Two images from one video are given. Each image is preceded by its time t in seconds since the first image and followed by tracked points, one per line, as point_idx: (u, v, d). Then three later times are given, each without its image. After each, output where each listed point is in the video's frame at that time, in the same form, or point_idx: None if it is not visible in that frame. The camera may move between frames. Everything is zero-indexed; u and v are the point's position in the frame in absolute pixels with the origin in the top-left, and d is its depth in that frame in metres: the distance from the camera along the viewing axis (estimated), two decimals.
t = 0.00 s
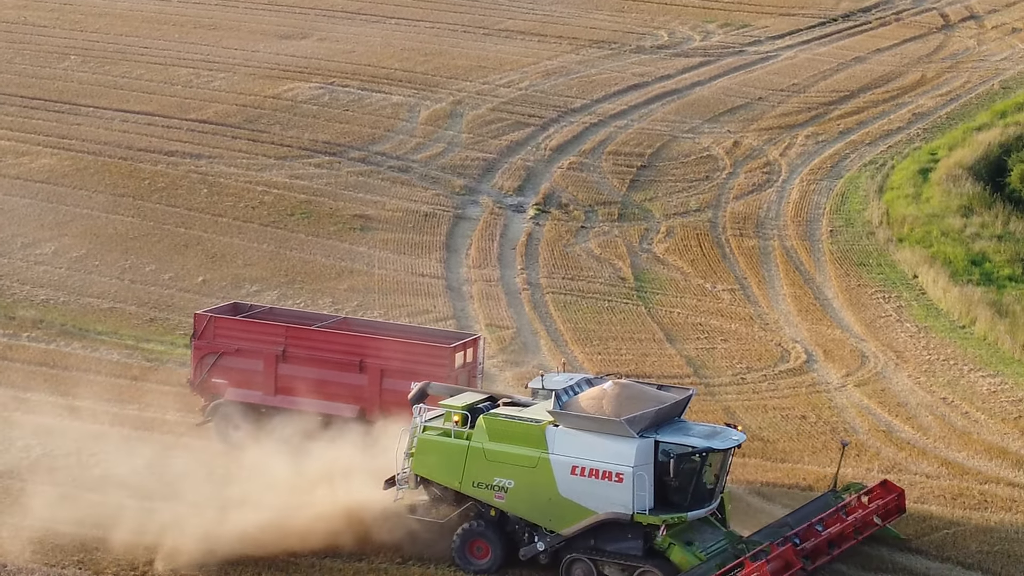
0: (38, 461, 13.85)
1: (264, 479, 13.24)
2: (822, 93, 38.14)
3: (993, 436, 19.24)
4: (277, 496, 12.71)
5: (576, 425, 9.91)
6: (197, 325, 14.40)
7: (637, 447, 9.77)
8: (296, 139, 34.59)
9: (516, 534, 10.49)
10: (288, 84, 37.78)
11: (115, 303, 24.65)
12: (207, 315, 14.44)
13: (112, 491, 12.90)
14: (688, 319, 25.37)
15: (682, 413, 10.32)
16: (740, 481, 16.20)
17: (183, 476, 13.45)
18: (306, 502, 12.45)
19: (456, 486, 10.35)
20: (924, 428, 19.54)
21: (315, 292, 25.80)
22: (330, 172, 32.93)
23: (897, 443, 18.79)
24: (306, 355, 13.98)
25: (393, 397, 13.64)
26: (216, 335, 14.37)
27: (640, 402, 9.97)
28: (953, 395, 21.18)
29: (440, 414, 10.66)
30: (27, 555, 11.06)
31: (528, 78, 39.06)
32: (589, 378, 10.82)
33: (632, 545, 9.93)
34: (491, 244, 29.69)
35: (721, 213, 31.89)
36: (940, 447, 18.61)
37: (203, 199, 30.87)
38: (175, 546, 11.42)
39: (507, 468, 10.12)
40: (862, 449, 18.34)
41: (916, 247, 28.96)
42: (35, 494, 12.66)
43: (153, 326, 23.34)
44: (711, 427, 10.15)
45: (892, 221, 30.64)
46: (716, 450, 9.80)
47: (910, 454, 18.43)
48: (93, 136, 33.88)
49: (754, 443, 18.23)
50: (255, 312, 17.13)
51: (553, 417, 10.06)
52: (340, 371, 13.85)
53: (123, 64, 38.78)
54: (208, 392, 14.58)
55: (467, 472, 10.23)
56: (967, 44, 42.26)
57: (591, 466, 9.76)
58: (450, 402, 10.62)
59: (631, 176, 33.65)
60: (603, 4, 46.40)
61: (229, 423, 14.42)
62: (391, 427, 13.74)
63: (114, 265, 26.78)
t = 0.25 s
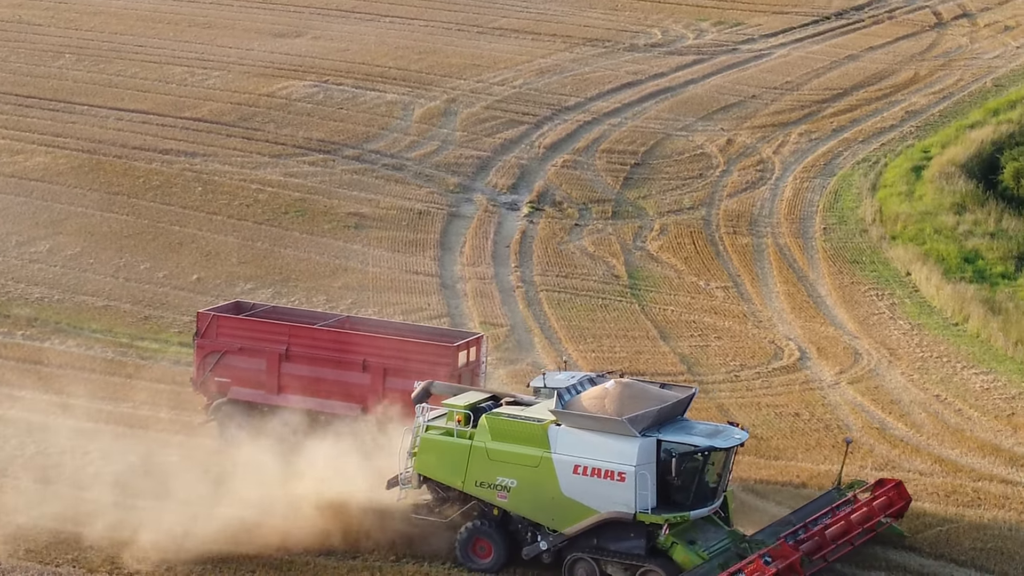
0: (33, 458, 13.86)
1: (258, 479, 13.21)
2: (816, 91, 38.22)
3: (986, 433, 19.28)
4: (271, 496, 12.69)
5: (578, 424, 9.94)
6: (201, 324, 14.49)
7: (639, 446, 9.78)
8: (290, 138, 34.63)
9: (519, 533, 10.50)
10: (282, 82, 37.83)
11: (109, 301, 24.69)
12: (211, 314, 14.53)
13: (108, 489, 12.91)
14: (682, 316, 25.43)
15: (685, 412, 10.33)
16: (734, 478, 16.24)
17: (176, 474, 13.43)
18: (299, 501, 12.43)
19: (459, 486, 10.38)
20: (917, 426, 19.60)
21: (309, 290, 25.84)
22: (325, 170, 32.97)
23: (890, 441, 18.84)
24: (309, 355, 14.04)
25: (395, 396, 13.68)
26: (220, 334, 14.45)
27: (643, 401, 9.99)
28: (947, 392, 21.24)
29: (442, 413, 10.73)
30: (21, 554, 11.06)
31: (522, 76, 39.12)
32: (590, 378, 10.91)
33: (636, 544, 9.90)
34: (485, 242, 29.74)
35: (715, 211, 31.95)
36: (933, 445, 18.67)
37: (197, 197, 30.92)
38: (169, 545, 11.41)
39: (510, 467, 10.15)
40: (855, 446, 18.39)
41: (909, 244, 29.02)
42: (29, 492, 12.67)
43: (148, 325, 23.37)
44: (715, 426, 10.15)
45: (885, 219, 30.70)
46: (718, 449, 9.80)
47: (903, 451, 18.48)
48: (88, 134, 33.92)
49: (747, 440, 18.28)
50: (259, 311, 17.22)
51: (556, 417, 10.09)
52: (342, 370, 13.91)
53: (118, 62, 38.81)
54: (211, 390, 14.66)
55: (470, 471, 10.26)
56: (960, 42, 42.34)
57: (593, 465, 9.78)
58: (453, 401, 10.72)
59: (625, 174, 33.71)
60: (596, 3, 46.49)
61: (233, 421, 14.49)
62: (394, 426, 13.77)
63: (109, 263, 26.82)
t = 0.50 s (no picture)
0: (27, 456, 13.88)
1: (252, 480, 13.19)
2: (808, 88, 38.28)
3: (978, 429, 19.34)
4: (265, 497, 12.66)
5: (581, 422, 10.01)
6: (203, 323, 14.35)
7: (642, 445, 9.83)
8: (283, 135, 34.66)
9: (522, 533, 10.57)
10: (275, 80, 37.86)
11: (103, 299, 24.72)
12: (212, 313, 14.39)
13: (101, 488, 12.91)
14: (675, 313, 25.48)
15: (688, 410, 10.42)
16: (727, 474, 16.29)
17: (170, 473, 13.43)
18: (293, 503, 12.51)
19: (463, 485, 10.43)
20: (910, 422, 19.67)
21: (302, 287, 25.89)
22: (318, 168, 33.01)
23: (882, 437, 18.90)
24: (312, 353, 13.91)
25: (399, 395, 13.57)
26: (222, 333, 14.31)
27: (645, 401, 10.09)
28: (939, 389, 21.31)
29: (446, 413, 10.77)
30: (14, 551, 11.07)
31: (515, 74, 39.16)
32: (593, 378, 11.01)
33: (638, 543, 9.96)
34: (478, 239, 29.78)
35: (707, 208, 32.01)
36: (926, 441, 18.73)
37: (191, 194, 30.96)
38: (162, 544, 11.43)
39: (513, 466, 10.20)
40: (847, 443, 18.44)
41: (901, 241, 29.08)
42: (22, 490, 12.68)
43: (141, 322, 23.40)
44: (718, 425, 10.25)
45: (877, 215, 30.77)
46: (721, 448, 9.88)
47: (895, 447, 18.52)
48: (81, 132, 33.94)
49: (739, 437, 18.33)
50: (262, 310, 17.29)
51: (558, 415, 10.15)
52: (345, 369, 13.79)
53: (111, 60, 38.82)
54: (212, 390, 14.50)
55: (473, 470, 10.31)
56: (951, 39, 42.42)
57: (597, 464, 9.82)
58: (456, 400, 10.72)
59: (618, 171, 33.76)
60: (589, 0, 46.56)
61: (235, 420, 14.38)
62: (398, 426, 13.65)
63: (102, 260, 26.84)
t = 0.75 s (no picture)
0: (21, 452, 13.89)
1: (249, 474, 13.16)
2: (801, 85, 38.34)
3: (971, 425, 19.39)
4: (262, 490, 12.61)
5: (583, 420, 10.02)
6: (205, 321, 14.58)
7: (645, 442, 9.85)
8: (277, 132, 34.69)
9: (525, 530, 10.58)
10: (269, 77, 37.89)
11: (96, 295, 24.75)
12: (215, 311, 14.65)
13: (95, 484, 12.92)
14: (668, 309, 25.54)
15: (691, 407, 10.42)
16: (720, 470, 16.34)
17: (163, 470, 13.40)
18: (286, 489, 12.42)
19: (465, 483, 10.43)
20: (902, 418, 19.73)
21: (296, 283, 25.93)
22: (312, 164, 33.05)
23: (875, 433, 18.94)
24: (314, 350, 14.20)
25: (400, 390, 13.86)
26: (224, 331, 14.56)
27: (647, 398, 10.10)
28: (931, 385, 21.37)
29: (448, 410, 10.80)
30: (7, 548, 11.07)
31: (508, 70, 39.22)
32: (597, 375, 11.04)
33: (640, 541, 9.98)
34: (471, 236, 29.82)
35: (700, 204, 32.07)
36: (918, 437, 18.78)
37: (184, 191, 31.00)
38: (155, 541, 11.41)
39: (516, 463, 10.21)
40: (840, 439, 18.50)
41: (894, 237, 29.12)
42: (16, 487, 12.68)
43: (135, 318, 23.42)
44: (720, 423, 10.27)
45: (870, 212, 30.84)
46: (724, 446, 9.90)
47: (888, 443, 18.56)
48: (75, 128, 33.96)
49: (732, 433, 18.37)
50: (265, 308, 17.41)
51: (561, 413, 10.19)
52: (347, 365, 14.08)
53: (106, 56, 38.85)
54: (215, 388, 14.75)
55: (475, 467, 10.31)
56: (944, 35, 42.49)
57: (599, 462, 9.83)
58: (459, 397, 10.70)
59: (611, 167, 33.81)
60: None
61: (238, 417, 14.63)
62: (399, 421, 13.94)
63: (96, 257, 26.87)
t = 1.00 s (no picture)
0: (12, 447, 13.88)
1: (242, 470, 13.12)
2: (792, 80, 38.39)
3: (962, 419, 19.44)
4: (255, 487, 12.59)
5: (585, 416, 9.99)
6: (207, 317, 14.40)
7: (646, 438, 9.82)
8: (270, 127, 34.70)
9: (527, 526, 10.59)
10: (261, 72, 37.91)
11: (89, 290, 24.76)
12: (217, 307, 14.45)
13: (87, 479, 12.90)
14: (659, 304, 25.60)
15: (694, 404, 10.37)
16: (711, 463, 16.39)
17: (157, 466, 13.40)
18: (278, 491, 12.44)
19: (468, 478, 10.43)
20: (893, 412, 19.78)
21: (288, 278, 25.96)
22: (304, 159, 33.07)
23: (866, 427, 18.99)
24: (317, 346, 14.03)
25: (404, 386, 13.71)
26: (226, 327, 14.37)
27: (650, 394, 10.02)
28: (922, 379, 21.44)
29: (451, 405, 10.78)
30: None
31: (500, 66, 39.27)
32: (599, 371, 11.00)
33: (643, 537, 9.98)
34: (463, 231, 29.85)
35: (692, 199, 32.12)
36: (909, 431, 18.84)
37: (177, 185, 31.02)
38: (147, 536, 11.43)
39: (517, 459, 10.20)
40: (831, 433, 18.54)
41: (885, 232, 29.18)
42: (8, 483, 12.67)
43: (127, 313, 23.42)
44: (723, 419, 10.23)
45: (861, 206, 30.90)
46: (726, 442, 9.86)
47: (879, 437, 18.59)
48: (67, 124, 33.95)
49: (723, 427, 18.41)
50: (267, 304, 17.43)
51: (562, 409, 10.16)
52: (351, 361, 13.91)
53: (98, 51, 38.83)
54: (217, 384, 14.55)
55: (477, 463, 10.31)
56: (935, 30, 42.58)
57: (601, 458, 9.82)
58: (461, 393, 10.80)
59: (602, 162, 33.85)
60: None
61: (238, 413, 14.43)
62: (402, 417, 13.78)
63: (89, 252, 26.88)
